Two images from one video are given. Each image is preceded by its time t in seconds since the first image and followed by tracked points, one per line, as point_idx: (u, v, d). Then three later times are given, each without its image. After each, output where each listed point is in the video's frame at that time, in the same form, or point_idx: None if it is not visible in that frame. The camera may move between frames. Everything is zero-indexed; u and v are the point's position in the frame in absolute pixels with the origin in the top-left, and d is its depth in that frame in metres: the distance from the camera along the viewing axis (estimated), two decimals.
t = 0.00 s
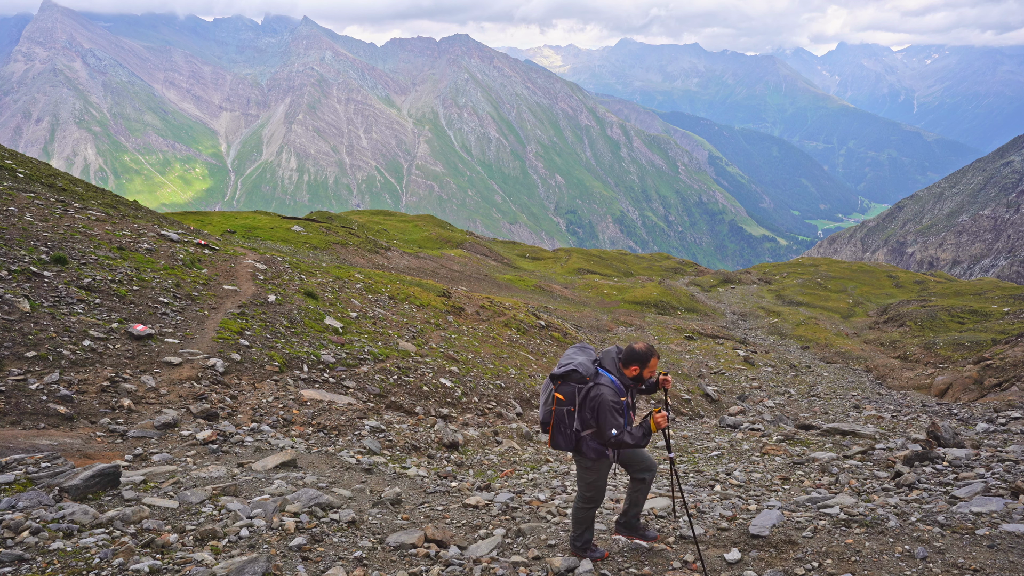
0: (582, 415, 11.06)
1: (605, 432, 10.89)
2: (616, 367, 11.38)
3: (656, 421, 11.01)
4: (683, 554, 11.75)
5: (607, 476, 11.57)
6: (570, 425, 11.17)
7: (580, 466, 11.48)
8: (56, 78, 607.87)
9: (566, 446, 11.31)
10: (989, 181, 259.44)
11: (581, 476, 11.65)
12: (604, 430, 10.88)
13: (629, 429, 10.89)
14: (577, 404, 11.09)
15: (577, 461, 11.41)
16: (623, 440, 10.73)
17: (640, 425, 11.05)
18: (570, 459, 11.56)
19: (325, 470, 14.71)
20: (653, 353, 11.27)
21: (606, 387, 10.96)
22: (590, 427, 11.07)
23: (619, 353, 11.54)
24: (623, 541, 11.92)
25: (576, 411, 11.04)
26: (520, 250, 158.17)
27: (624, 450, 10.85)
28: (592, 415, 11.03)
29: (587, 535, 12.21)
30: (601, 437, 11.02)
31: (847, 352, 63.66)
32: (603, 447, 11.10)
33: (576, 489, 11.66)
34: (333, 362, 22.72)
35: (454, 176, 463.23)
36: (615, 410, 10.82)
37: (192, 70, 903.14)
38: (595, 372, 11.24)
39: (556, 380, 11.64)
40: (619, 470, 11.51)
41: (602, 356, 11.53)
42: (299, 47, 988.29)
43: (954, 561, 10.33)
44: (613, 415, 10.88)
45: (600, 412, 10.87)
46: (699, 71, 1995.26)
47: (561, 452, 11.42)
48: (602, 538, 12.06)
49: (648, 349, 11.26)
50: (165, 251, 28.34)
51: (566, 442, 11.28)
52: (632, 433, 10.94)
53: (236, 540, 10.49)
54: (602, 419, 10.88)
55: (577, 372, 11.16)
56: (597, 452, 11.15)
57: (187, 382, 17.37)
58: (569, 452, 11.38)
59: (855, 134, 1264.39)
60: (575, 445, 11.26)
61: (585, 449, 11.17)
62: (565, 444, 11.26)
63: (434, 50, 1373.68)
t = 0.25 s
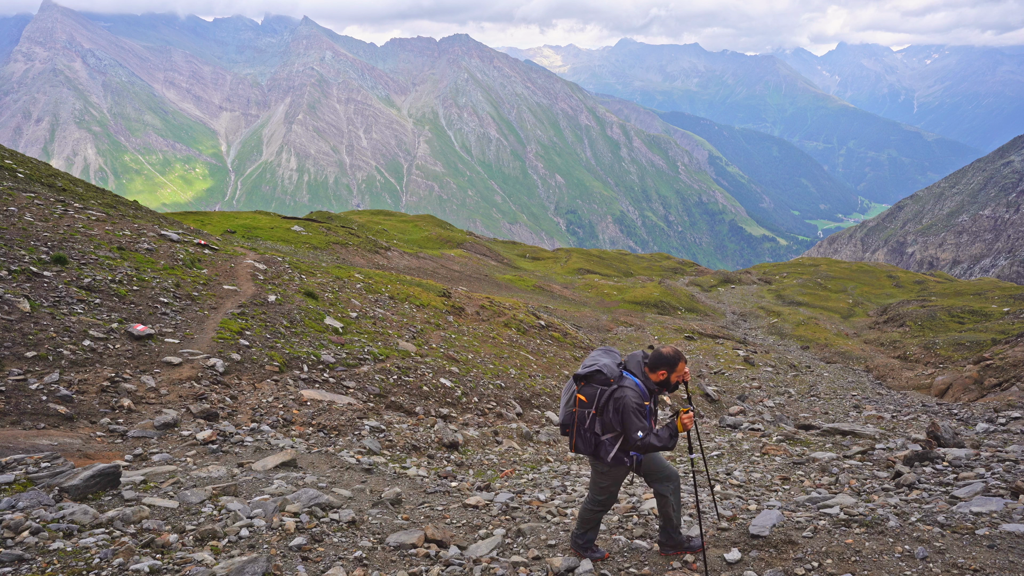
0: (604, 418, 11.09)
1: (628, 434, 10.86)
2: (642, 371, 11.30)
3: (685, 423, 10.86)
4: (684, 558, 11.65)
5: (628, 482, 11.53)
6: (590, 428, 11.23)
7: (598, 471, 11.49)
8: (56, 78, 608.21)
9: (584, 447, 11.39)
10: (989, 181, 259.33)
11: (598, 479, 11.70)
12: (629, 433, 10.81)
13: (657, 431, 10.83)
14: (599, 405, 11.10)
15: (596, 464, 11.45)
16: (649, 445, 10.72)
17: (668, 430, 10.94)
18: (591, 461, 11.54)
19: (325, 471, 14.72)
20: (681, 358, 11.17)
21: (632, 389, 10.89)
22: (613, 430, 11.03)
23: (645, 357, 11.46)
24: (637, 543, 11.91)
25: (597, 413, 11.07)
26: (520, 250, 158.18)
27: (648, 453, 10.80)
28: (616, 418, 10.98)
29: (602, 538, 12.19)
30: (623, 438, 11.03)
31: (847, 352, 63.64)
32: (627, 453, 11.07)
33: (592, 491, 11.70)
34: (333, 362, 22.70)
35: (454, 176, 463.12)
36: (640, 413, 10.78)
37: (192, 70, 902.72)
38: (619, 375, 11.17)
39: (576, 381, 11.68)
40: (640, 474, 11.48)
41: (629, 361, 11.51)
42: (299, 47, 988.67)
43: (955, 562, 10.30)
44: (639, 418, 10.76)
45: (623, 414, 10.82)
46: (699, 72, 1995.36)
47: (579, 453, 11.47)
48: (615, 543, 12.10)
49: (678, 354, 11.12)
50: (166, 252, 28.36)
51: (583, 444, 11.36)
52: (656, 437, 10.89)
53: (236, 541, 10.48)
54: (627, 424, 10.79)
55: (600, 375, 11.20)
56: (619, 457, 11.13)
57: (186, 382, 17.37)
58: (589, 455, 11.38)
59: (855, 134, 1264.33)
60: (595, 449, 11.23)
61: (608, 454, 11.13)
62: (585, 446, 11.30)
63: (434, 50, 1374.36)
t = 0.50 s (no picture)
0: (645, 421, 10.91)
1: (670, 436, 10.64)
2: (685, 374, 11.07)
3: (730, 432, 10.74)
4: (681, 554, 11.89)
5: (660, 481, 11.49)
6: (627, 430, 11.06)
7: (633, 472, 11.26)
8: (56, 78, 608.37)
9: (623, 449, 11.13)
10: (989, 181, 259.28)
11: (632, 475, 11.54)
12: (667, 431, 10.67)
13: (699, 434, 10.59)
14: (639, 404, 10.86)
15: (627, 464, 11.33)
16: (693, 450, 10.45)
17: (713, 435, 10.75)
18: (625, 461, 11.50)
19: (324, 471, 14.70)
20: (725, 362, 11.00)
21: (671, 390, 10.71)
22: (653, 429, 10.85)
23: (688, 360, 11.29)
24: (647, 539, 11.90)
25: (634, 416, 10.96)
26: (520, 250, 158.13)
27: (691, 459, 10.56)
28: (656, 419, 10.77)
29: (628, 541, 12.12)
30: (663, 437, 10.85)
31: (847, 352, 63.68)
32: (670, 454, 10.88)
33: (621, 492, 11.55)
34: (333, 362, 22.69)
35: (454, 176, 463.14)
36: (681, 415, 10.52)
37: (192, 70, 902.89)
38: (660, 377, 10.94)
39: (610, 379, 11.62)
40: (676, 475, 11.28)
41: (674, 360, 11.24)
42: (299, 47, 988.57)
43: (952, 561, 10.35)
44: (679, 419, 10.57)
45: (665, 416, 10.63)
46: (699, 71, 1995.54)
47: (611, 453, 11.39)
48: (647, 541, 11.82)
49: (720, 358, 11.00)
50: (166, 252, 28.37)
51: (621, 445, 11.17)
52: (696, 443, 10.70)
53: (236, 540, 10.45)
54: (665, 422, 10.56)
55: (641, 376, 10.97)
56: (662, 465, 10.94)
57: (186, 382, 17.32)
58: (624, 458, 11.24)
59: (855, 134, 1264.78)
60: (630, 449, 11.10)
61: (646, 456, 11.04)
62: (621, 444, 11.14)
63: (434, 50, 1374.42)
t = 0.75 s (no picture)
0: (678, 402, 10.95)
1: (700, 419, 10.71)
2: (715, 351, 11.18)
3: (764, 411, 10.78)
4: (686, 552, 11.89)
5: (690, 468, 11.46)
6: (658, 413, 11.05)
7: (664, 454, 11.29)
8: (56, 78, 608.43)
9: (655, 433, 11.15)
10: (989, 181, 259.24)
11: (663, 461, 11.50)
12: (699, 416, 10.69)
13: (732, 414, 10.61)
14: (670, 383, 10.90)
15: (656, 448, 11.32)
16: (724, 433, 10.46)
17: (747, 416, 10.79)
18: (650, 446, 11.54)
19: (323, 472, 14.66)
20: (754, 341, 11.18)
21: (706, 370, 10.70)
22: (685, 409, 10.91)
23: (720, 337, 11.47)
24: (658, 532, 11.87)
25: (667, 399, 10.96)
26: (520, 251, 158.14)
27: (725, 439, 10.55)
28: (685, 399, 10.86)
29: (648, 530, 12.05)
30: (694, 419, 10.86)
31: (847, 352, 63.62)
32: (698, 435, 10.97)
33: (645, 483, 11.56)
34: (333, 362, 22.66)
35: (454, 176, 463.26)
36: (712, 397, 10.63)
37: (193, 70, 903.24)
38: (693, 356, 10.97)
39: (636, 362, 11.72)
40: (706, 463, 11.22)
41: (702, 341, 11.34)
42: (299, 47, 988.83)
43: (954, 563, 10.32)
44: (714, 400, 10.54)
45: (701, 395, 10.64)
46: (699, 72, 1995.68)
47: (641, 436, 11.41)
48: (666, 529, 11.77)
49: (750, 335, 11.19)
50: (165, 251, 28.33)
51: (649, 430, 11.19)
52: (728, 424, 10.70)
53: (235, 541, 10.42)
54: (696, 405, 10.62)
55: (674, 356, 11.00)
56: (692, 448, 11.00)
57: (186, 383, 17.34)
58: (654, 442, 11.25)
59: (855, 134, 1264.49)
60: (662, 431, 11.10)
61: (674, 438, 11.10)
62: (654, 426, 11.14)
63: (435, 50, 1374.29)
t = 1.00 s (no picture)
0: (693, 398, 10.96)
1: (718, 412, 10.68)
2: (726, 345, 11.22)
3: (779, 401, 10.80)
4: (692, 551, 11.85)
5: (708, 467, 11.35)
6: (671, 410, 11.05)
7: (680, 452, 11.26)
8: (56, 78, 608.42)
9: (671, 428, 11.14)
10: (989, 181, 259.30)
11: (678, 459, 11.48)
12: (718, 409, 10.67)
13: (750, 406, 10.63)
14: (684, 375, 10.90)
15: (672, 446, 11.26)
16: (738, 425, 10.49)
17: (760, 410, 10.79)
18: (667, 442, 11.50)
19: (325, 471, 14.70)
20: (760, 329, 11.38)
21: (719, 360, 10.69)
22: (701, 403, 10.88)
23: (729, 326, 11.57)
24: (663, 529, 11.91)
25: (683, 397, 10.91)
26: (520, 250, 158.12)
27: (739, 434, 10.57)
28: (699, 395, 10.86)
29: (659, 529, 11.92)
30: (711, 413, 10.82)
31: (847, 352, 63.69)
32: (715, 432, 10.93)
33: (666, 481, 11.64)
34: (333, 362, 22.67)
35: (454, 176, 463.34)
36: (729, 388, 10.57)
37: (193, 70, 903.31)
38: (706, 350, 10.99)
39: (650, 362, 11.64)
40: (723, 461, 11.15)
41: (712, 333, 11.41)
42: (299, 47, 987.83)
43: (956, 561, 10.31)
44: (731, 391, 10.54)
45: (719, 386, 10.60)
46: (699, 71, 1995.76)
47: (658, 434, 11.33)
48: (680, 528, 11.70)
49: (755, 323, 11.37)
50: (166, 251, 28.35)
51: (663, 428, 11.21)
52: (744, 416, 10.70)
53: (236, 541, 10.44)
54: (714, 398, 10.61)
55: (687, 351, 10.99)
56: (710, 443, 10.96)
57: (186, 382, 17.36)
58: (671, 439, 11.17)
59: (855, 134, 1264.78)
60: (680, 429, 11.05)
61: (686, 435, 11.10)
62: (671, 422, 11.09)
63: (434, 50, 1374.18)
